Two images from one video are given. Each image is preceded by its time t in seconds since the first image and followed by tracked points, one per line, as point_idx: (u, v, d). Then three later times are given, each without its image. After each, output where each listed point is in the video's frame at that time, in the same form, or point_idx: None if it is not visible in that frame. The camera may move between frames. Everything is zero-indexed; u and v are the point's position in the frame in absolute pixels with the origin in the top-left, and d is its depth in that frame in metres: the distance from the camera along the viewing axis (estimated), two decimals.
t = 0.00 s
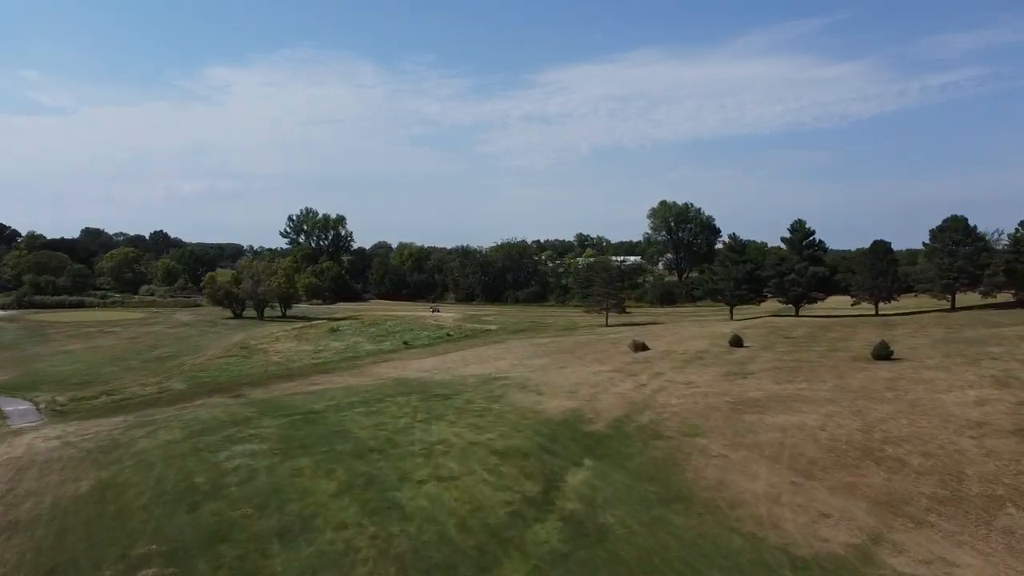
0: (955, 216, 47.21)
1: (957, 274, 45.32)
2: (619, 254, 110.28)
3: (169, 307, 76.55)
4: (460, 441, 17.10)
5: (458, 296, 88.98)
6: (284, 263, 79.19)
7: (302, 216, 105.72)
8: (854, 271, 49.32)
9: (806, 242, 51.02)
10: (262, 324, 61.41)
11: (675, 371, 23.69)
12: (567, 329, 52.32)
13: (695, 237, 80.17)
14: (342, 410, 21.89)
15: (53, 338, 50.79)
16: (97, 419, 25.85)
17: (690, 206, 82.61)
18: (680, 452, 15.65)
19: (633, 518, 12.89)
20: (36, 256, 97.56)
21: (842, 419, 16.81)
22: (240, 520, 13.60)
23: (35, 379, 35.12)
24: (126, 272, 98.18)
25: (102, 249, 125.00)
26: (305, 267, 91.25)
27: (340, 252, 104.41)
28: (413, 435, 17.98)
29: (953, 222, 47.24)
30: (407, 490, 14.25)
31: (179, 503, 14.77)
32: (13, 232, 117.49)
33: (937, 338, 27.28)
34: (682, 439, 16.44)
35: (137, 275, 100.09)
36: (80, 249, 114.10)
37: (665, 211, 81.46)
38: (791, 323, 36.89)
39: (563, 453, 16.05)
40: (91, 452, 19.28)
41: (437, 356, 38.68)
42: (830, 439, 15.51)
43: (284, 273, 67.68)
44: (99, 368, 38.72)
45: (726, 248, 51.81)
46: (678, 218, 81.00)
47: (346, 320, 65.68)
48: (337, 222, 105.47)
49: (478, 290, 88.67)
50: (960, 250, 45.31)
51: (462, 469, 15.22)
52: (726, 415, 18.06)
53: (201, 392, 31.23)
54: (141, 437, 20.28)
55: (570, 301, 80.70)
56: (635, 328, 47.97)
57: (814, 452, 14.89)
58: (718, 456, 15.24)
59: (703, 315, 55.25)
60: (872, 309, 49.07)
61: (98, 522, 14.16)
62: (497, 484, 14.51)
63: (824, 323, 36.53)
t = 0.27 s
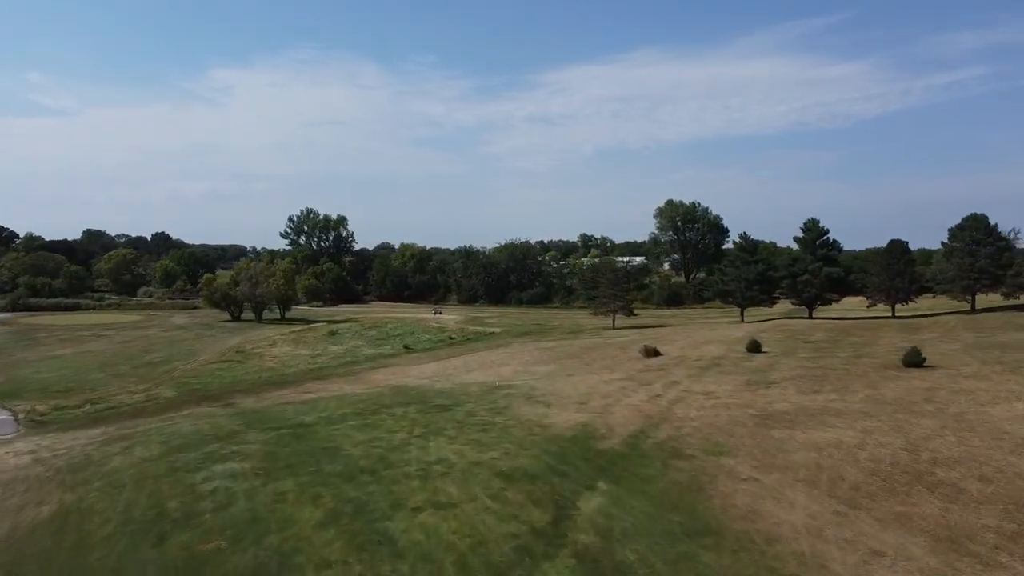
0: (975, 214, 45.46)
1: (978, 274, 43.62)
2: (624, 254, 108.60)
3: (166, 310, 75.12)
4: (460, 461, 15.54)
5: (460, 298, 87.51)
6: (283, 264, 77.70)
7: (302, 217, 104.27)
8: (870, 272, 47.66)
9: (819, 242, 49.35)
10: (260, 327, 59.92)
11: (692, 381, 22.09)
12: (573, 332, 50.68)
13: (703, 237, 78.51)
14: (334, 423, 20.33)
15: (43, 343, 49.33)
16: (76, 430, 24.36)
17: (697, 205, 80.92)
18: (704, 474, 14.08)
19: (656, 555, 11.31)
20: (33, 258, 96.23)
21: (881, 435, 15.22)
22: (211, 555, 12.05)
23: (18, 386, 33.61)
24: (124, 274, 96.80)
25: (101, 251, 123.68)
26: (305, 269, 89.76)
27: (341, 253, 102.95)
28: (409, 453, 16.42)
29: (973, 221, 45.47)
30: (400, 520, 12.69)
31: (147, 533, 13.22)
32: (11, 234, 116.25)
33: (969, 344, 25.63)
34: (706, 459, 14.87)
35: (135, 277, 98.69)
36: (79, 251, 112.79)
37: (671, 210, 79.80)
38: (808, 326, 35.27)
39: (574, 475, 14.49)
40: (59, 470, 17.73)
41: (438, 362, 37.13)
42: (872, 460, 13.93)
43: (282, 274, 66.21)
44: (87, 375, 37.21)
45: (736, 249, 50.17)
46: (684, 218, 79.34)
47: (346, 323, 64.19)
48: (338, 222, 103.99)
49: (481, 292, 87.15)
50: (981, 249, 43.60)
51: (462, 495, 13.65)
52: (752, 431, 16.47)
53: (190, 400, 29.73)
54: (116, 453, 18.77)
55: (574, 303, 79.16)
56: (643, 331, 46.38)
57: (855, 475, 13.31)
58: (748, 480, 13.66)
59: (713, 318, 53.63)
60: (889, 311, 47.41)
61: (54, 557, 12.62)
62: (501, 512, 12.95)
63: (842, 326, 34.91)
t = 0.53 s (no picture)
0: (1004, 212, 43.47)
1: (1008, 275, 41.73)
2: (635, 255, 106.73)
3: (170, 312, 73.87)
4: (465, 485, 14.00)
5: (469, 299, 86.08)
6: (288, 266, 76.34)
7: (309, 218, 103.04)
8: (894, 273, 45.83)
9: (841, 242, 47.52)
10: (264, 330, 58.52)
11: (716, 390, 20.46)
12: (584, 336, 49.04)
13: (716, 237, 76.72)
14: (329, 438, 18.80)
15: (41, 347, 48.04)
16: (59, 443, 22.94)
17: (710, 204, 79.03)
18: (739, 503, 12.49)
19: None
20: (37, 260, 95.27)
21: (937, 457, 13.58)
22: None
23: (7, 394, 32.24)
24: (130, 277, 95.85)
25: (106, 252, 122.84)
26: (312, 270, 88.50)
27: (348, 254, 101.65)
28: (408, 475, 14.89)
29: (1004, 220, 43.43)
30: (396, 557, 11.18)
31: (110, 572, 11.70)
32: (17, 236, 115.57)
33: (1012, 350, 23.87)
34: (739, 484, 13.27)
35: (140, 279, 97.55)
36: (85, 253, 111.91)
37: (684, 210, 77.99)
38: (832, 331, 33.52)
39: (592, 503, 12.93)
40: (29, 491, 16.25)
41: (444, 368, 35.56)
42: (929, 486, 12.31)
43: (286, 276, 64.85)
44: (80, 381, 35.85)
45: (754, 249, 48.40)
46: (698, 217, 77.53)
47: (352, 325, 62.83)
48: (345, 223, 102.69)
49: (490, 293, 85.66)
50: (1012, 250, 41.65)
51: (468, 527, 12.10)
52: (789, 450, 14.84)
53: (183, 409, 28.30)
54: (93, 472, 17.31)
55: (585, 304, 77.58)
56: (658, 335, 44.75)
57: (914, 505, 11.67)
58: (788, 510, 12.07)
59: (729, 321, 51.89)
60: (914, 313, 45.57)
61: None
62: (511, 548, 11.39)
63: (868, 330, 33.19)
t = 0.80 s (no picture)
0: None
1: None
2: (659, 255, 104.66)
3: (188, 314, 73.14)
4: (480, 513, 12.46)
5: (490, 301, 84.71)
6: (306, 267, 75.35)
7: (329, 219, 102.18)
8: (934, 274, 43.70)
9: (877, 242, 45.41)
10: (281, 333, 57.46)
11: (755, 402, 18.79)
12: (608, 339, 47.41)
13: (743, 237, 74.67)
14: (335, 453, 17.37)
15: (54, 350, 47.24)
16: (53, 454, 21.70)
17: (737, 204, 76.97)
18: (795, 539, 10.83)
19: None
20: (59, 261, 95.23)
21: (1020, 485, 11.85)
22: None
23: (11, 400, 31.22)
24: (151, 278, 95.64)
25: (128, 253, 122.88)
26: (331, 272, 87.56)
27: (367, 255, 100.67)
28: (418, 499, 13.39)
29: None
30: None
31: None
32: (40, 238, 115.92)
33: None
34: (793, 515, 11.63)
35: (160, 280, 97.24)
36: (107, 255, 112.00)
37: (710, 209, 76.02)
38: (873, 336, 31.65)
39: (624, 536, 11.33)
40: (9, 512, 14.95)
41: (463, 373, 34.12)
42: (1017, 522, 10.61)
43: (304, 278, 63.83)
44: (89, 386, 34.84)
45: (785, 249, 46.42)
46: (724, 217, 75.52)
47: (371, 328, 61.66)
48: (365, 224, 101.70)
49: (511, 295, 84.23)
50: None
51: (482, 565, 10.57)
52: (846, 474, 13.17)
53: (189, 417, 27.01)
54: (78, 491, 15.98)
55: (608, 306, 75.88)
56: (685, 339, 43.02)
57: (1002, 547, 9.98)
58: (853, 549, 10.42)
59: (759, 324, 49.94)
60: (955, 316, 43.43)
61: None
62: None
63: (912, 334, 31.28)
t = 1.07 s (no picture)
0: None
1: None
2: (698, 255, 102.10)
3: (221, 316, 72.78)
4: (508, 550, 10.91)
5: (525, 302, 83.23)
6: (338, 267, 74.50)
7: (362, 220, 101.52)
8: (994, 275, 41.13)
9: (932, 241, 42.84)
10: (311, 335, 56.55)
11: (815, 418, 16.97)
12: (646, 342, 45.59)
13: (786, 236, 72.14)
14: (353, 471, 15.95)
15: (83, 353, 46.79)
16: (62, 465, 20.61)
17: (779, 202, 74.43)
18: None
19: None
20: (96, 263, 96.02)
21: None
22: None
23: (32, 405, 30.45)
24: (186, 279, 95.94)
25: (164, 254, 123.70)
26: (364, 273, 86.79)
27: (401, 255, 99.81)
28: (438, 531, 11.89)
29: None
30: None
31: None
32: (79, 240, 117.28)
33: None
34: (875, 560, 9.89)
35: (195, 282, 97.51)
36: (144, 256, 112.91)
37: (751, 208, 73.61)
38: (934, 341, 29.48)
39: None
40: None
41: (495, 379, 32.63)
42: None
43: (335, 279, 62.93)
44: (113, 390, 34.04)
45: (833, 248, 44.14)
46: (766, 216, 73.07)
47: (402, 330, 60.55)
48: (398, 224, 100.85)
49: (545, 296, 82.65)
50: None
51: None
52: (932, 507, 11.37)
53: (208, 425, 25.89)
54: (74, 511, 14.74)
55: (646, 308, 73.91)
56: (728, 343, 41.05)
57: None
58: None
59: (805, 327, 47.64)
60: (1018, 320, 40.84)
61: None
62: None
63: (978, 340, 29.05)
